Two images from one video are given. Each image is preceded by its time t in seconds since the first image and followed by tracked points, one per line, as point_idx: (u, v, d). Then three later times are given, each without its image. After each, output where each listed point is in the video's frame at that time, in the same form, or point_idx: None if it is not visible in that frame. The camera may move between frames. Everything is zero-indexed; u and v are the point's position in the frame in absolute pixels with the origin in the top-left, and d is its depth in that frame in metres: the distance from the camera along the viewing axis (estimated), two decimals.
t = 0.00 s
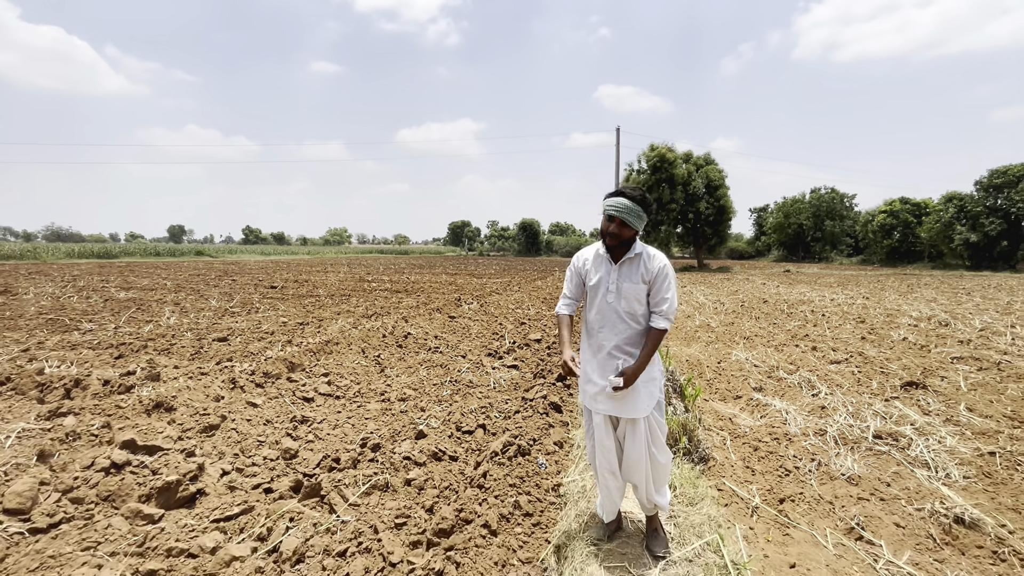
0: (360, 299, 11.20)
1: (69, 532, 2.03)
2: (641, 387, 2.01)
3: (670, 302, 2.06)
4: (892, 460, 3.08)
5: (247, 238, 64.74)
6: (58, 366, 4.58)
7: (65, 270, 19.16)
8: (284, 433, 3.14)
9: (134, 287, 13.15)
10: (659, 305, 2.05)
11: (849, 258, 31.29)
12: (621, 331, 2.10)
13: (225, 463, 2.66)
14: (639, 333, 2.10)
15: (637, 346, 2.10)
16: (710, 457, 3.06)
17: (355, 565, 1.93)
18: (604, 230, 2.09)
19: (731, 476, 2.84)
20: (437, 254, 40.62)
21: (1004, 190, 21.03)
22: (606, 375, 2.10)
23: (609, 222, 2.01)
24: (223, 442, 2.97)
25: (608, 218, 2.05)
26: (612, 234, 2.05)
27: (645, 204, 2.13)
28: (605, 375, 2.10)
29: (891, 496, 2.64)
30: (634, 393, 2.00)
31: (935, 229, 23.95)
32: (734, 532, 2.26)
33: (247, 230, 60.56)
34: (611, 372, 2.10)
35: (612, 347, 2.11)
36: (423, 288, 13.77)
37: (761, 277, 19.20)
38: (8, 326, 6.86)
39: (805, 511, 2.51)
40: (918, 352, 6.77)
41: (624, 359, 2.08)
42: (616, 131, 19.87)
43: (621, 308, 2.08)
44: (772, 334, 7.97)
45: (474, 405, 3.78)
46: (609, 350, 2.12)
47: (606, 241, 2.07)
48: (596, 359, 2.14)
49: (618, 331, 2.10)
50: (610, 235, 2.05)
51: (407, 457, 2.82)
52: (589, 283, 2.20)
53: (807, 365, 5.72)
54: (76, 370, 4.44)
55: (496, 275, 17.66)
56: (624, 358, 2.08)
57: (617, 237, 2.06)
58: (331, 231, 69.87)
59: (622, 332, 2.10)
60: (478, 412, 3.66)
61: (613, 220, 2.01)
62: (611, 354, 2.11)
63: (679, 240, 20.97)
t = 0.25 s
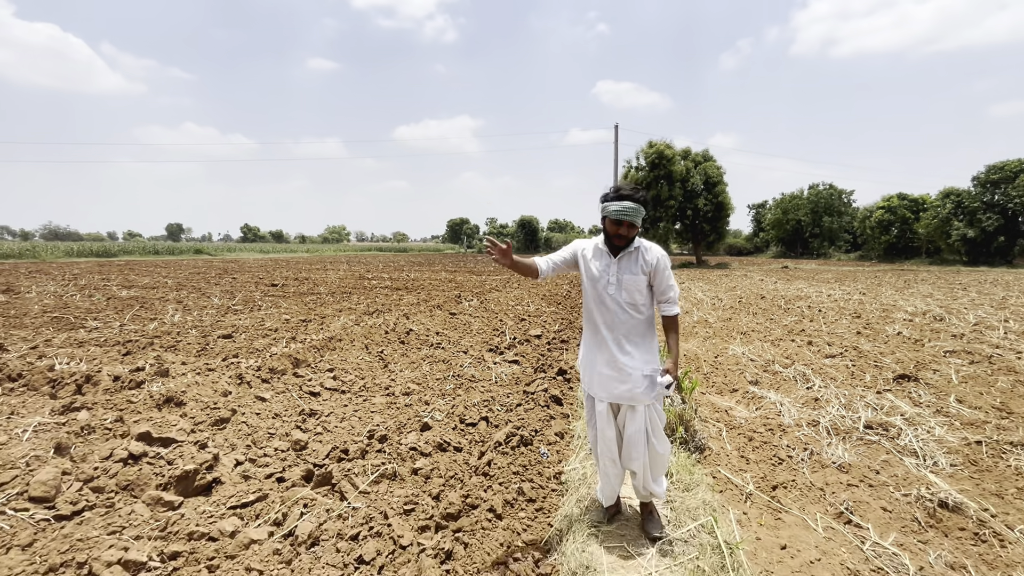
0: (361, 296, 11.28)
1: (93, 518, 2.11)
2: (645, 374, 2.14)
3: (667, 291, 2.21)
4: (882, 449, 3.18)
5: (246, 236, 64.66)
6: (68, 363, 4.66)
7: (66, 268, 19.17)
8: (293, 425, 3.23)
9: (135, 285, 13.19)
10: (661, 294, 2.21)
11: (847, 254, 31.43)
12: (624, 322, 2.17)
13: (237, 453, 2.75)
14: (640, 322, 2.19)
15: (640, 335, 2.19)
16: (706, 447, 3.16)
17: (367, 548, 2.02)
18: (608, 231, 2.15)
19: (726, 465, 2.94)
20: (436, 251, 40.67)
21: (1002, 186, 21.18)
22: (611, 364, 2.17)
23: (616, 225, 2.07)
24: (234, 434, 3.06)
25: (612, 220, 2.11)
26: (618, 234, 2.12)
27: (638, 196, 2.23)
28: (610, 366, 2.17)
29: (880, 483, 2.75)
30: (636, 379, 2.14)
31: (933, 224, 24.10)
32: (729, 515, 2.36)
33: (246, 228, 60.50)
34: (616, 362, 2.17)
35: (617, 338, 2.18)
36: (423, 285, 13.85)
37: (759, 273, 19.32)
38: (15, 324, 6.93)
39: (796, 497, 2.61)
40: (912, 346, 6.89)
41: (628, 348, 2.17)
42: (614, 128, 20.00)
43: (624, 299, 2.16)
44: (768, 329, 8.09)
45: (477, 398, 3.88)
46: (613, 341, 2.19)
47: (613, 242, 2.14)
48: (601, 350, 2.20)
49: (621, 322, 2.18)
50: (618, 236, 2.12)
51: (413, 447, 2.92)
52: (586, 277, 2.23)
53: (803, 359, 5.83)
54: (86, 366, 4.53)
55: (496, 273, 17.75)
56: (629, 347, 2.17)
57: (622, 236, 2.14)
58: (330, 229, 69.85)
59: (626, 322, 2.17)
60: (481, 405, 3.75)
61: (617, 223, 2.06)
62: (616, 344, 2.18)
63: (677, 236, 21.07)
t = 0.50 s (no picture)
0: (361, 293, 11.37)
1: (115, 503, 2.22)
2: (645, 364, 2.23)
3: (666, 283, 2.34)
4: (869, 437, 3.31)
5: (244, 234, 64.54)
6: (77, 359, 4.76)
7: (66, 267, 19.21)
8: (301, 417, 3.34)
9: (136, 283, 13.26)
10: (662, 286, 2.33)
11: (844, 250, 31.62)
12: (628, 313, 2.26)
13: (249, 442, 2.85)
14: (643, 313, 2.29)
15: (642, 325, 2.28)
16: (700, 435, 3.28)
17: (377, 527, 2.12)
18: (612, 223, 2.25)
19: (719, 452, 3.06)
20: (435, 249, 40.72)
21: (998, 181, 21.35)
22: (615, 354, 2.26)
23: (621, 215, 2.17)
24: (244, 425, 3.17)
25: (615, 212, 2.21)
26: (623, 225, 2.22)
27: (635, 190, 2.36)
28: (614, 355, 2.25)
29: (865, 468, 2.86)
30: (636, 370, 2.22)
31: (929, 220, 24.27)
32: (720, 498, 2.48)
33: (244, 226, 60.41)
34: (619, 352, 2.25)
35: (621, 328, 2.26)
36: (422, 282, 13.95)
37: (757, 269, 19.47)
38: (20, 322, 7.02)
39: (785, 482, 2.73)
40: (904, 339, 7.03)
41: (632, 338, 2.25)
42: (612, 125, 20.09)
43: (627, 290, 2.25)
44: (764, 324, 8.22)
45: (478, 391, 4.00)
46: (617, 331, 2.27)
47: (618, 233, 2.23)
48: (605, 340, 2.28)
49: (625, 312, 2.27)
50: (623, 226, 2.22)
51: (418, 437, 3.03)
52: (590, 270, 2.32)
53: (796, 352, 5.96)
54: (95, 363, 4.63)
55: (494, 270, 17.84)
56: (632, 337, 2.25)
57: (626, 227, 2.24)
58: (328, 227, 69.78)
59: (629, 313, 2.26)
60: (482, 397, 3.87)
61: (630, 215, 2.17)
62: (620, 334, 2.26)
63: (675, 233, 21.20)
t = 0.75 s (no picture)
0: (361, 291, 11.46)
1: (134, 488, 2.31)
2: (648, 360, 2.30)
3: (669, 281, 2.43)
4: (857, 425, 3.43)
5: (241, 233, 64.42)
6: (85, 355, 4.85)
7: (65, 266, 19.24)
8: (307, 409, 3.44)
9: (137, 282, 13.31)
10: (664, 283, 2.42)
11: (841, 246, 31.79)
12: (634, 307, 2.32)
13: (258, 433, 2.95)
14: (648, 308, 2.35)
15: (647, 320, 2.34)
16: (694, 425, 3.39)
17: (384, 509, 2.22)
18: (622, 220, 2.29)
19: (712, 441, 3.17)
20: (433, 246, 40.78)
21: (993, 177, 21.52)
22: (620, 347, 2.30)
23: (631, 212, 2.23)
24: (253, 417, 3.27)
25: (624, 208, 2.26)
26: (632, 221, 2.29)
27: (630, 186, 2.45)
28: (618, 349, 2.31)
29: (852, 454, 2.98)
30: (640, 365, 2.29)
31: (926, 216, 24.44)
32: (711, 483, 2.59)
33: (241, 224, 60.30)
34: (624, 346, 2.30)
35: (626, 322, 2.31)
36: (421, 279, 14.04)
37: (753, 266, 19.60)
38: (25, 320, 7.11)
39: (775, 467, 2.84)
40: (896, 333, 7.16)
41: (637, 332, 2.31)
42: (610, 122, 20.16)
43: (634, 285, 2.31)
44: (759, 319, 8.34)
45: (479, 384, 4.10)
46: (622, 324, 2.32)
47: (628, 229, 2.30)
48: (610, 334, 2.32)
49: (630, 307, 2.32)
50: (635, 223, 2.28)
51: (422, 428, 3.13)
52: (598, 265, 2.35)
53: (790, 346, 6.08)
54: (102, 359, 4.72)
55: (493, 267, 17.93)
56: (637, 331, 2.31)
57: (634, 222, 2.31)
58: (326, 224, 69.70)
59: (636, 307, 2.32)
60: (482, 389, 3.97)
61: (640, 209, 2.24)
62: (625, 327, 2.31)
63: (673, 229, 21.31)
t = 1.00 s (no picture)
0: (361, 289, 11.55)
1: (150, 479, 2.40)
2: (657, 357, 2.31)
3: (677, 276, 2.44)
4: (848, 417, 3.53)
5: (239, 231, 64.33)
6: (92, 353, 4.94)
7: (64, 266, 19.27)
8: (313, 404, 3.53)
9: (137, 281, 13.36)
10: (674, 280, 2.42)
11: (838, 243, 31.97)
12: (644, 304, 2.32)
13: (267, 427, 3.04)
14: (657, 305, 2.36)
15: (656, 317, 2.34)
16: (689, 418, 3.49)
17: (392, 497, 2.31)
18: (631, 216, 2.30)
19: (707, 433, 3.26)
20: (432, 244, 40.83)
21: (989, 173, 21.69)
22: (630, 345, 2.31)
23: (640, 204, 2.25)
24: (260, 412, 3.35)
25: (633, 203, 2.27)
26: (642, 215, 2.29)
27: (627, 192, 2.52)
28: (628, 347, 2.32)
29: (842, 445, 3.08)
30: (649, 362, 2.30)
31: (922, 212, 24.60)
32: (706, 471, 2.68)
33: (239, 223, 60.22)
34: (634, 344, 2.31)
35: (635, 320, 2.33)
36: (421, 277, 14.12)
37: (751, 262, 19.73)
38: (29, 318, 7.18)
39: (768, 457, 2.94)
40: (890, 328, 7.28)
41: (647, 330, 2.32)
42: (608, 120, 20.22)
43: (643, 282, 2.32)
44: (756, 315, 8.45)
45: (480, 379, 4.19)
46: (631, 322, 2.33)
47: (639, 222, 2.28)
48: (620, 332, 2.32)
49: (640, 304, 2.33)
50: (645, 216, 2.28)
51: (426, 421, 3.22)
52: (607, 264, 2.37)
53: (785, 341, 6.19)
54: (109, 356, 4.80)
55: (492, 265, 18.02)
56: (648, 328, 2.31)
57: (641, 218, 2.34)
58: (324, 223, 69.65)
59: (644, 304, 2.33)
60: (484, 384, 4.06)
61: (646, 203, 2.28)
62: (634, 325, 2.32)
63: (670, 227, 21.43)
